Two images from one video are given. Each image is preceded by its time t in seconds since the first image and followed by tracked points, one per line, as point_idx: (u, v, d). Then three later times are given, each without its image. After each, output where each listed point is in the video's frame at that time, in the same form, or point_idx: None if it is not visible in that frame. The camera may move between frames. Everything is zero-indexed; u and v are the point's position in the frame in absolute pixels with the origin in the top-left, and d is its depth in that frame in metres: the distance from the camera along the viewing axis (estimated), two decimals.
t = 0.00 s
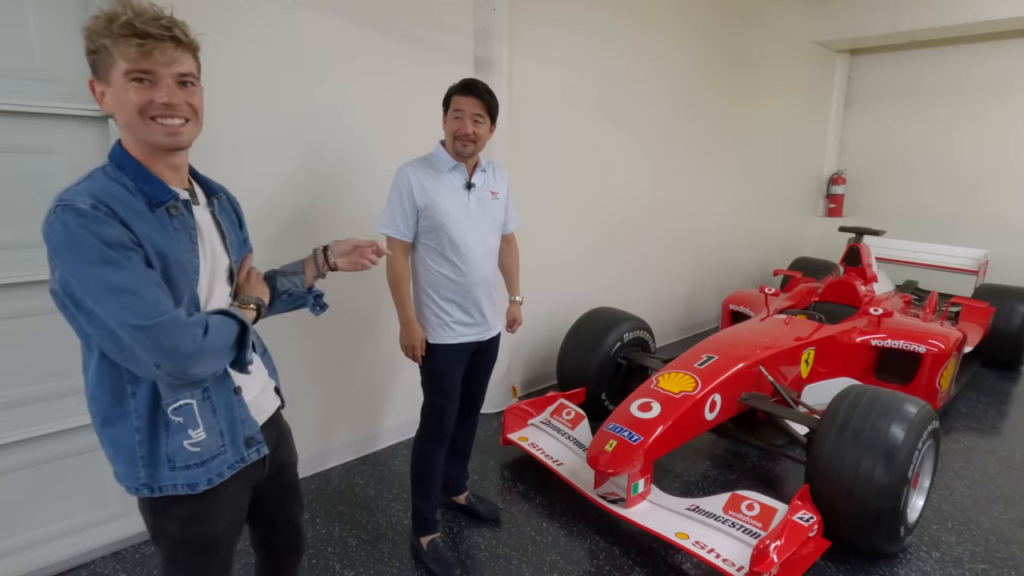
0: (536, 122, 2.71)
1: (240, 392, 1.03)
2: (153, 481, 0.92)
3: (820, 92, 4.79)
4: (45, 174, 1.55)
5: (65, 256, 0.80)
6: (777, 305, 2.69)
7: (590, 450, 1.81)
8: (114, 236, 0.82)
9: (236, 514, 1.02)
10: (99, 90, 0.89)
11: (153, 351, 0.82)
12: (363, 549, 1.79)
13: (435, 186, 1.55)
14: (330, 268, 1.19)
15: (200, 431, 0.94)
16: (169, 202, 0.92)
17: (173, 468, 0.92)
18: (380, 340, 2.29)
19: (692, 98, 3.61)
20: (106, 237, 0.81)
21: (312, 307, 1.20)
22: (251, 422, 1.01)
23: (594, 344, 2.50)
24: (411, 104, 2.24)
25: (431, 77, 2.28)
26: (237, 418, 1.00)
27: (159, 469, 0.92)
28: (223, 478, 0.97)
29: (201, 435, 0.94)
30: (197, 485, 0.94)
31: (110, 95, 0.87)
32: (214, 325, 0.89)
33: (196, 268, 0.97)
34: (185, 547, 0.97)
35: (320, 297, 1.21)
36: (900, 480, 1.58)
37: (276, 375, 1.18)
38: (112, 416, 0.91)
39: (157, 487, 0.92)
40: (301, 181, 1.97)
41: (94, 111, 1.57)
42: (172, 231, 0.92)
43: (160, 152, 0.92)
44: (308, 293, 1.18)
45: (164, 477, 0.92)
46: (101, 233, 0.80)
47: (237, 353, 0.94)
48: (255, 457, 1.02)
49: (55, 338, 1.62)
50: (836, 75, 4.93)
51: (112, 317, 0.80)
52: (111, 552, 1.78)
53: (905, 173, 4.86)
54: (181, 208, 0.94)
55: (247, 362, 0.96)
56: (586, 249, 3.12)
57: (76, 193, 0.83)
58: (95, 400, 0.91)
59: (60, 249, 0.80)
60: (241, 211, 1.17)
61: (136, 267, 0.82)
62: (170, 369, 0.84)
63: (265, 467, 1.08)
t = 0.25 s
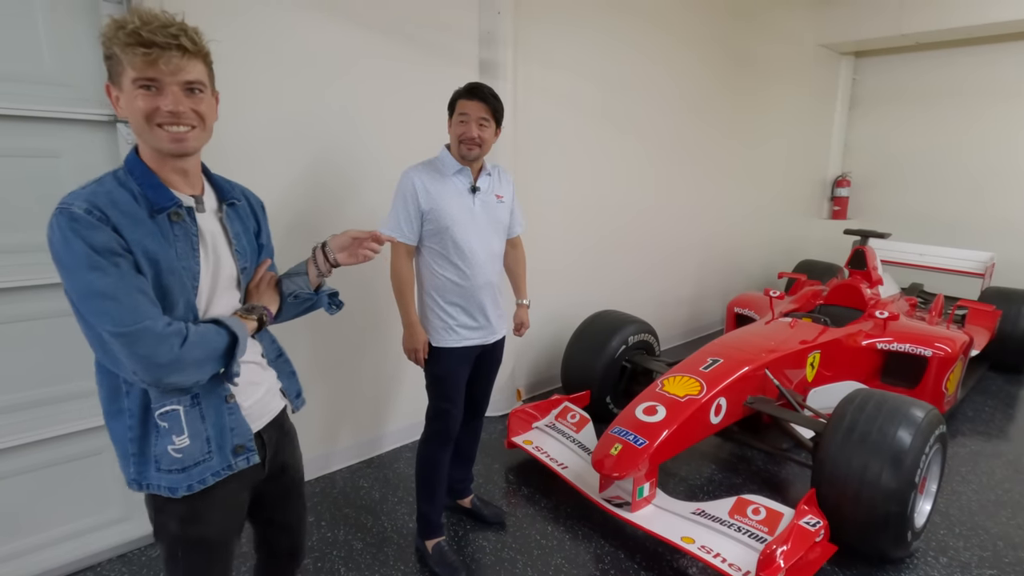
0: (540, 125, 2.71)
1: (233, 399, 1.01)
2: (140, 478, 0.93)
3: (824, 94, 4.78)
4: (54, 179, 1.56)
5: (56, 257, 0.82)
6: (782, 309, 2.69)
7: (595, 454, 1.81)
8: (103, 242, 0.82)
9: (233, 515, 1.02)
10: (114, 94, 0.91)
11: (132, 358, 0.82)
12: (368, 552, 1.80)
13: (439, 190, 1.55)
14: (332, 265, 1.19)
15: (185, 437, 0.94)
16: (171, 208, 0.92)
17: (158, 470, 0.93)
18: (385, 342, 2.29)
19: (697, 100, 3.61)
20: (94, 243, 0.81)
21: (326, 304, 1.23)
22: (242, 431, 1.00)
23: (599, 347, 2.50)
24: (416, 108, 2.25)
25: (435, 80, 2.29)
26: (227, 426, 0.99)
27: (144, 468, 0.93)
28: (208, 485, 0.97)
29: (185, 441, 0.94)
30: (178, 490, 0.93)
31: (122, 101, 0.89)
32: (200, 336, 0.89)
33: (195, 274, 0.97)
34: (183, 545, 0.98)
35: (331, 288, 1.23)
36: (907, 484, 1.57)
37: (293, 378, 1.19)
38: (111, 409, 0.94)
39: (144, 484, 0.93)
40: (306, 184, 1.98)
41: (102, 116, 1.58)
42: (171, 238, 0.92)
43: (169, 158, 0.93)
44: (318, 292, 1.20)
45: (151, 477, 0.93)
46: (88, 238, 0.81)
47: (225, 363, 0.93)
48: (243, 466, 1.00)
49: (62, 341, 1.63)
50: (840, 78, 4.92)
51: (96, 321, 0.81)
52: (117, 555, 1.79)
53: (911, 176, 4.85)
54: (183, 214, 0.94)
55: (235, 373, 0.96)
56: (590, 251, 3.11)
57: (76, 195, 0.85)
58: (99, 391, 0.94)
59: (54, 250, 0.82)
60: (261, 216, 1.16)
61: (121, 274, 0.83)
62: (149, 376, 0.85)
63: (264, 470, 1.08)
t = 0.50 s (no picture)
0: (546, 127, 2.71)
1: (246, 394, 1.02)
2: (152, 465, 0.94)
3: (829, 96, 4.77)
4: (63, 181, 1.57)
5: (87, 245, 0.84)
6: (787, 311, 2.68)
7: (601, 457, 1.80)
8: (134, 235, 0.84)
9: (242, 508, 1.03)
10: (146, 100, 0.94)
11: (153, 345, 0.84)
12: (373, 555, 1.80)
13: (446, 192, 1.55)
14: (347, 268, 1.19)
15: (198, 425, 0.95)
16: (196, 207, 0.94)
17: (170, 457, 0.93)
18: (390, 344, 2.30)
19: (702, 103, 3.61)
20: (124, 234, 0.83)
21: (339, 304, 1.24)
22: (251, 424, 1.01)
23: (604, 350, 2.50)
24: (422, 111, 2.26)
25: (441, 83, 2.29)
26: (238, 419, 0.99)
27: (158, 454, 0.94)
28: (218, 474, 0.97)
29: (197, 429, 0.95)
30: (187, 478, 0.94)
31: (155, 104, 0.92)
32: (218, 329, 0.90)
33: (216, 271, 0.98)
34: (192, 536, 0.99)
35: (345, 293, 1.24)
36: (915, 489, 1.56)
37: (304, 378, 1.19)
38: (130, 395, 0.96)
39: (155, 471, 0.94)
40: (313, 186, 1.99)
41: (111, 119, 1.59)
42: (195, 234, 0.94)
43: (198, 157, 0.95)
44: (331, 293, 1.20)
45: (163, 464, 0.94)
46: (120, 229, 0.83)
47: (240, 356, 0.95)
48: (251, 458, 1.01)
49: (71, 343, 1.64)
50: (846, 79, 4.91)
51: (121, 308, 0.83)
52: (124, 556, 1.80)
53: (917, 178, 4.83)
54: (209, 212, 0.97)
55: (249, 367, 0.96)
56: (595, 253, 3.11)
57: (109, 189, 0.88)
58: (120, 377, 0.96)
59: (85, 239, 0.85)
60: (281, 219, 1.17)
61: (147, 265, 0.84)
62: (168, 363, 0.86)
63: (271, 465, 1.08)
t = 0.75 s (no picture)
0: (550, 129, 2.72)
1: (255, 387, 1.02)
2: (164, 451, 0.96)
3: (834, 98, 4.76)
4: (70, 182, 1.57)
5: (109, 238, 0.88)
6: (792, 313, 2.67)
7: (605, 459, 1.80)
8: (153, 230, 0.87)
9: (249, 498, 1.03)
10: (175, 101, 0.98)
11: (165, 334, 0.86)
12: (377, 556, 1.79)
13: (452, 194, 1.55)
14: (357, 270, 1.19)
15: (206, 416, 0.96)
16: (214, 206, 0.97)
17: (180, 444, 0.95)
18: (394, 345, 2.30)
19: (706, 105, 3.60)
20: (143, 229, 0.86)
21: (350, 305, 1.24)
22: (256, 417, 1.00)
23: (608, 351, 2.49)
24: (427, 112, 2.26)
25: (446, 84, 2.30)
26: (245, 412, 0.99)
27: (170, 442, 0.96)
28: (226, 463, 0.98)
29: (204, 419, 0.95)
30: (193, 465, 0.94)
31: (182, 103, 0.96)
32: (230, 322, 0.91)
33: (230, 268, 0.99)
34: (201, 525, 0.99)
35: (355, 294, 1.24)
36: (921, 492, 1.55)
37: (314, 376, 1.19)
38: (146, 385, 0.98)
39: (167, 457, 0.96)
40: (319, 188, 1.99)
41: (117, 119, 1.60)
42: (211, 232, 0.96)
43: (217, 154, 0.98)
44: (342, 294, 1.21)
45: (173, 450, 0.96)
46: (140, 223, 0.86)
47: (248, 351, 0.95)
48: (255, 451, 1.00)
49: (77, 343, 1.65)
50: (850, 81, 4.90)
51: (137, 299, 0.86)
52: (128, 556, 1.79)
53: (922, 180, 4.81)
54: (228, 211, 0.99)
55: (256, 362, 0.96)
56: (599, 255, 3.11)
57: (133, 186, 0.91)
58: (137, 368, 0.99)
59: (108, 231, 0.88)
60: (297, 221, 1.18)
61: (162, 259, 0.87)
62: (179, 354, 0.88)
63: (280, 457, 1.08)
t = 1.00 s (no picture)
0: (555, 129, 2.71)
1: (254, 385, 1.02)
2: (162, 440, 0.97)
3: (838, 99, 4.75)
4: (77, 182, 1.58)
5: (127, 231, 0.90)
6: (797, 315, 2.66)
7: (610, 460, 1.79)
8: (169, 230, 0.89)
9: (253, 490, 1.03)
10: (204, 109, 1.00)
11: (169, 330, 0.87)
12: (382, 557, 1.79)
13: (458, 194, 1.55)
14: (368, 279, 1.17)
15: (203, 412, 0.96)
16: (232, 209, 0.98)
17: (176, 435, 0.96)
18: (398, 345, 2.30)
19: (710, 105, 3.60)
20: (160, 229, 0.88)
21: (362, 314, 1.22)
22: (253, 416, 1.00)
23: (613, 352, 2.49)
24: (432, 113, 2.26)
25: (451, 85, 2.30)
26: (241, 411, 0.99)
27: (169, 432, 0.97)
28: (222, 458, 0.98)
29: (200, 414, 0.96)
30: (185, 457, 0.95)
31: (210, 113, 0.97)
32: (234, 324, 0.92)
33: (241, 271, 1.00)
34: (207, 517, 1.00)
35: (367, 302, 1.22)
36: (928, 494, 1.54)
37: (321, 382, 1.18)
38: (154, 375, 1.00)
39: (165, 446, 0.97)
40: (324, 189, 1.99)
41: (124, 120, 1.60)
42: (226, 236, 0.97)
43: (240, 165, 0.99)
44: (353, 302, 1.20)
45: (170, 441, 0.97)
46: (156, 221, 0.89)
47: (250, 353, 0.95)
48: (248, 450, 0.99)
49: (83, 343, 1.65)
50: (855, 82, 4.89)
51: (149, 295, 0.88)
52: (134, 555, 1.80)
53: (927, 181, 4.79)
54: (244, 216, 1.00)
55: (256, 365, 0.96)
56: (603, 255, 3.10)
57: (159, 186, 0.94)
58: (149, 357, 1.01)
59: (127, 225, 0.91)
60: (316, 228, 1.18)
61: (175, 258, 0.88)
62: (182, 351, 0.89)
63: (282, 452, 1.08)
